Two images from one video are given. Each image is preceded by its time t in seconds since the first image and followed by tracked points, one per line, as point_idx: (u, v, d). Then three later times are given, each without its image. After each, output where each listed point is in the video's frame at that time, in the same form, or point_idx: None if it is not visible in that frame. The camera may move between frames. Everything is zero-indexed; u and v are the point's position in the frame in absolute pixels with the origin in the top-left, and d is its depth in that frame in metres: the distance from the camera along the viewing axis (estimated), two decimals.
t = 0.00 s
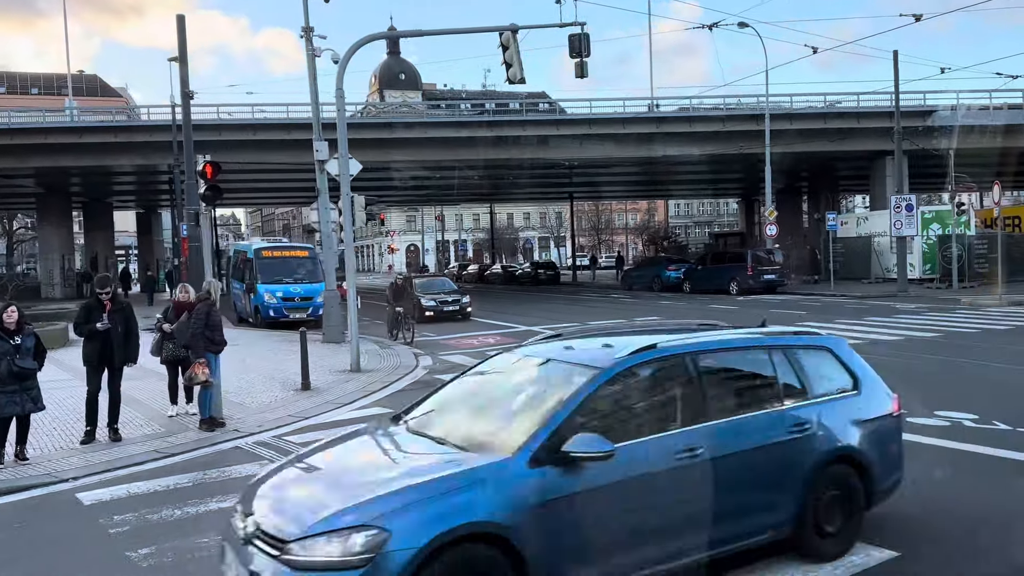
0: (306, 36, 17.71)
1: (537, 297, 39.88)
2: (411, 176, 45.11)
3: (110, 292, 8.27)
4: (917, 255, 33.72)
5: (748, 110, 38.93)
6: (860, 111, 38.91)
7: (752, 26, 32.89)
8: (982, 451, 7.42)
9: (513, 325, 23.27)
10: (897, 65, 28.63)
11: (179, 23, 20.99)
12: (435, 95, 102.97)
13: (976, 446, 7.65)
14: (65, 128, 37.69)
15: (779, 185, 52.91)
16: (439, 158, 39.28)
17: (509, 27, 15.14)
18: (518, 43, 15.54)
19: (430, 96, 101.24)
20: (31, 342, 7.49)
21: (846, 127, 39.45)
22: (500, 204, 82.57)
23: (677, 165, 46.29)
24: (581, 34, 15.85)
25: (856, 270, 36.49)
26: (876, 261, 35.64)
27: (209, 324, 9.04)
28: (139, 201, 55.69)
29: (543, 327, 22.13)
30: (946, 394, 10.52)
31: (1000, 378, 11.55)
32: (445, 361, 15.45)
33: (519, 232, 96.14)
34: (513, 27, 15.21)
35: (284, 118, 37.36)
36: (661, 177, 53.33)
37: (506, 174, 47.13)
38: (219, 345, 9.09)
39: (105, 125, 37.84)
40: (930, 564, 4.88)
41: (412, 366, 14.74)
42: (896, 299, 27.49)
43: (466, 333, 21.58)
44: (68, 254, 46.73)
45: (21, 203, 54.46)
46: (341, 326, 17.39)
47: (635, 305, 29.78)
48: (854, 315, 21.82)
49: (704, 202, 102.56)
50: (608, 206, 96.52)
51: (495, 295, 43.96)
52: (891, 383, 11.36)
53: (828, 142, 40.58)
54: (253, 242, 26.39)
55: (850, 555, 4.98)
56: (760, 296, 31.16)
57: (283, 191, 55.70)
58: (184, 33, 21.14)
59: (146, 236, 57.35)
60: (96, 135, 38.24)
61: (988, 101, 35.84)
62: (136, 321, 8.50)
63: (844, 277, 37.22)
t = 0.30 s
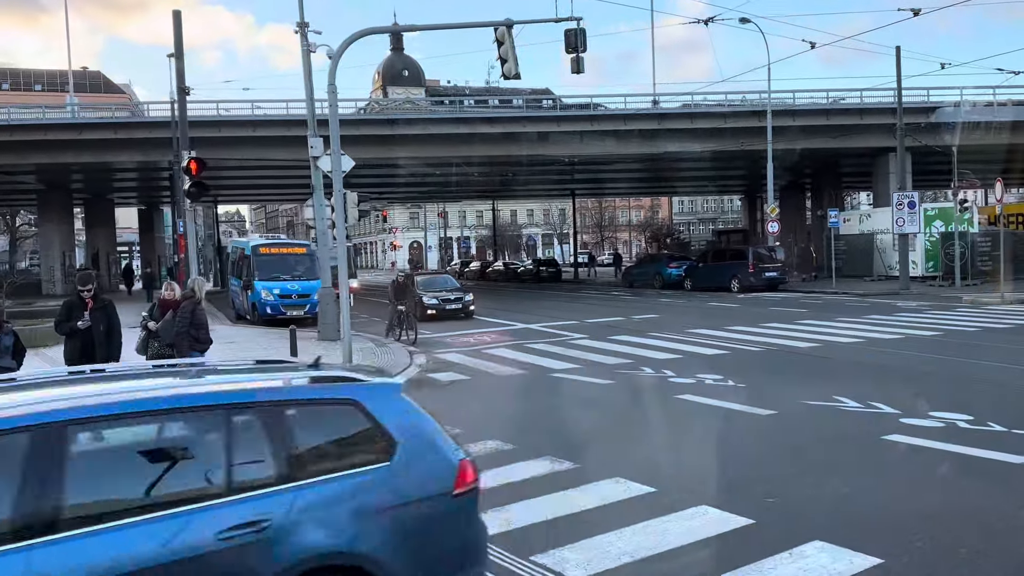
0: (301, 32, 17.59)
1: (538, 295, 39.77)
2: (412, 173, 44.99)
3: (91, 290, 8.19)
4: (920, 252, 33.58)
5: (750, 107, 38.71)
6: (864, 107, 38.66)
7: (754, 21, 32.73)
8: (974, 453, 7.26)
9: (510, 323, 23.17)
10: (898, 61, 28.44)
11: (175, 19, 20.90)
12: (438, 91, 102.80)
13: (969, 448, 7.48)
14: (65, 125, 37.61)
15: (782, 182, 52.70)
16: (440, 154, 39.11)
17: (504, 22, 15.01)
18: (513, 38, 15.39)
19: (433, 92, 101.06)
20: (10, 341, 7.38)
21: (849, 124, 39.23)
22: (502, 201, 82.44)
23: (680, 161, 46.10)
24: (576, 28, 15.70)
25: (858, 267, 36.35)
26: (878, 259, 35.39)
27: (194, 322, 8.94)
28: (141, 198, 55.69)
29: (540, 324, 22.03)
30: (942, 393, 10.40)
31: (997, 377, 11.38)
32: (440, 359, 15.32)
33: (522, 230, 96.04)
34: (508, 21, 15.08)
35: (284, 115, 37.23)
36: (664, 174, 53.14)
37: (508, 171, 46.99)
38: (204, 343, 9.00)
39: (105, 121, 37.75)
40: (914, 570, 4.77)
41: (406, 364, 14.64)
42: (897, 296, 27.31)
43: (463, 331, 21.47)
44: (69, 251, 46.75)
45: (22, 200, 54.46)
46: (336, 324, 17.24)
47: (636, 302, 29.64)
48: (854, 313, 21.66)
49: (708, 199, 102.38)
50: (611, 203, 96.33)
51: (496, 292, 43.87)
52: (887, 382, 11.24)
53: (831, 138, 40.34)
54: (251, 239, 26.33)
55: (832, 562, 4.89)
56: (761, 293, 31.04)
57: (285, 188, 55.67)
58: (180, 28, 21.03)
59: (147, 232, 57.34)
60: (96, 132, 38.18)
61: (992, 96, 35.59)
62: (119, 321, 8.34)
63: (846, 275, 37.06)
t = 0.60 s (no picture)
0: (297, 27, 17.46)
1: (539, 293, 39.63)
2: (414, 171, 44.85)
3: (74, 289, 8.13)
4: (924, 250, 33.52)
5: (753, 103, 38.43)
6: (867, 104, 38.40)
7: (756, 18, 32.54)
8: (969, 456, 7.07)
9: (508, 321, 23.06)
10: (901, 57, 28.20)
11: (172, 15, 20.80)
12: (442, 88, 102.69)
13: (962, 450, 7.31)
14: (65, 122, 37.56)
15: (785, 180, 52.47)
16: (441, 152, 38.96)
17: (499, 18, 14.87)
18: (509, 34, 15.25)
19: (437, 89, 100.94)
20: None
21: (852, 121, 38.98)
22: (505, 198, 82.29)
23: (683, 159, 45.88)
24: (573, 25, 15.55)
25: (861, 265, 36.13)
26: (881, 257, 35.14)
27: (176, 322, 8.62)
28: (143, 195, 55.68)
29: (538, 322, 21.90)
30: (938, 394, 10.23)
31: (996, 378, 11.22)
32: (433, 358, 15.18)
33: (525, 227, 95.90)
34: (503, 17, 14.93)
35: (285, 112, 37.13)
36: (667, 172, 52.94)
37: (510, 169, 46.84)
38: (189, 343, 8.67)
39: (105, 118, 37.67)
40: None
41: (399, 364, 14.51)
42: (899, 295, 27.11)
43: (461, 329, 21.34)
44: (70, 247, 46.75)
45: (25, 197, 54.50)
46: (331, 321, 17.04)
47: (637, 301, 29.46)
48: (854, 312, 21.51)
49: (712, 197, 102.17)
50: (615, 201, 96.11)
51: (497, 291, 43.74)
52: (883, 382, 11.08)
53: (834, 135, 40.13)
54: (250, 236, 26.27)
55: (817, 571, 4.72)
56: (763, 292, 30.89)
57: (287, 185, 55.62)
58: (177, 25, 20.94)
59: (150, 230, 57.35)
60: (96, 128, 38.10)
61: (996, 93, 35.32)
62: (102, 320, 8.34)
63: (849, 273, 36.84)
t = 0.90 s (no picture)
0: (292, 23, 17.33)
1: (540, 291, 39.50)
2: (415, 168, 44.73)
3: (56, 287, 8.03)
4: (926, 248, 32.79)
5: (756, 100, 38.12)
6: (870, 102, 38.11)
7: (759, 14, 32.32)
8: (960, 460, 6.93)
9: (506, 320, 22.92)
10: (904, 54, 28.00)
11: (169, 11, 20.71)
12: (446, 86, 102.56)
13: (954, 454, 7.16)
14: (65, 119, 37.52)
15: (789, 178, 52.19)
16: (441, 149, 38.83)
17: (494, 14, 14.73)
18: (504, 30, 15.12)
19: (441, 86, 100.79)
20: None
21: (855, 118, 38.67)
22: (508, 196, 82.11)
23: (686, 156, 45.70)
24: (569, 21, 15.40)
25: (863, 264, 35.92)
26: (884, 255, 34.94)
27: (154, 321, 8.42)
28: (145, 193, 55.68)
29: (536, 321, 21.77)
30: (933, 395, 10.08)
31: (993, 379, 11.09)
32: (428, 357, 15.07)
33: (528, 225, 95.73)
34: (498, 13, 14.80)
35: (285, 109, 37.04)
36: (670, 169, 52.76)
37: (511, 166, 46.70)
38: (166, 342, 8.46)
39: (105, 115, 37.61)
40: None
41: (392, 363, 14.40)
42: (901, 293, 26.90)
43: (458, 327, 21.23)
44: (73, 245, 46.76)
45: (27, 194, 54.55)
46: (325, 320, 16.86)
47: (637, 299, 29.29)
48: (854, 310, 21.34)
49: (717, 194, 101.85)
50: (619, 199, 95.87)
51: (499, 288, 43.63)
52: (879, 382, 10.93)
53: (837, 133, 39.93)
54: (249, 233, 26.23)
55: None
56: (764, 290, 30.71)
57: (288, 182, 55.57)
58: (174, 21, 20.86)
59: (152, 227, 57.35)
60: (97, 125, 38.03)
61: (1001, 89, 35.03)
62: (85, 318, 8.23)
63: (852, 271, 36.63)
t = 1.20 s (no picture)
0: (288, 19, 17.22)
1: (540, 289, 39.38)
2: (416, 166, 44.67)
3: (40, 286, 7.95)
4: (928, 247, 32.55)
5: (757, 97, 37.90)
6: (872, 99, 37.89)
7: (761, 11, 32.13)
8: (952, 462, 6.81)
9: (504, 318, 22.80)
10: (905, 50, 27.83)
11: (165, 7, 20.63)
12: (449, 83, 102.45)
13: (946, 455, 7.04)
14: (65, 116, 37.46)
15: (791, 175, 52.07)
16: (441, 146, 38.69)
17: (489, 10, 14.62)
18: (500, 26, 15.01)
19: (444, 83, 100.65)
20: None
21: (857, 116, 38.43)
22: (510, 193, 82.02)
23: (688, 154, 45.49)
24: (566, 17, 15.29)
25: (865, 262, 35.76)
26: (885, 253, 34.77)
27: (133, 320, 8.34)
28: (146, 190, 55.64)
29: (533, 320, 21.65)
30: (930, 394, 9.94)
31: (990, 379, 10.94)
32: (422, 356, 14.97)
33: (531, 222, 95.62)
34: (494, 8, 14.68)
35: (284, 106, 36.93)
36: (671, 167, 52.63)
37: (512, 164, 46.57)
38: (146, 342, 8.38)
39: (105, 112, 37.57)
40: None
41: (385, 361, 14.31)
42: (902, 292, 26.74)
43: (455, 326, 21.12)
44: (74, 242, 46.76)
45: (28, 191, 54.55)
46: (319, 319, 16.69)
47: (637, 297, 29.16)
48: (854, 309, 21.20)
49: (720, 192, 101.77)
50: (621, 197, 95.74)
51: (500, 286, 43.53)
52: (875, 381, 10.81)
53: (838, 130, 39.73)
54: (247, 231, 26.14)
55: None
56: (765, 288, 30.56)
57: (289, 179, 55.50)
58: (171, 18, 20.78)
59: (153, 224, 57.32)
60: (97, 122, 37.96)
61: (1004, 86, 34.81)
62: (68, 316, 8.14)
63: (853, 269, 36.48)
